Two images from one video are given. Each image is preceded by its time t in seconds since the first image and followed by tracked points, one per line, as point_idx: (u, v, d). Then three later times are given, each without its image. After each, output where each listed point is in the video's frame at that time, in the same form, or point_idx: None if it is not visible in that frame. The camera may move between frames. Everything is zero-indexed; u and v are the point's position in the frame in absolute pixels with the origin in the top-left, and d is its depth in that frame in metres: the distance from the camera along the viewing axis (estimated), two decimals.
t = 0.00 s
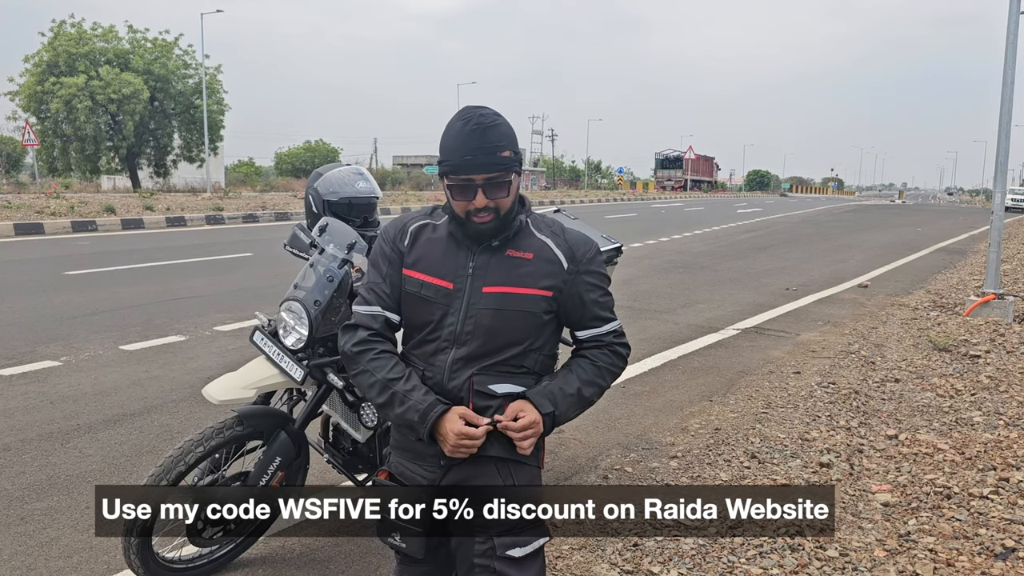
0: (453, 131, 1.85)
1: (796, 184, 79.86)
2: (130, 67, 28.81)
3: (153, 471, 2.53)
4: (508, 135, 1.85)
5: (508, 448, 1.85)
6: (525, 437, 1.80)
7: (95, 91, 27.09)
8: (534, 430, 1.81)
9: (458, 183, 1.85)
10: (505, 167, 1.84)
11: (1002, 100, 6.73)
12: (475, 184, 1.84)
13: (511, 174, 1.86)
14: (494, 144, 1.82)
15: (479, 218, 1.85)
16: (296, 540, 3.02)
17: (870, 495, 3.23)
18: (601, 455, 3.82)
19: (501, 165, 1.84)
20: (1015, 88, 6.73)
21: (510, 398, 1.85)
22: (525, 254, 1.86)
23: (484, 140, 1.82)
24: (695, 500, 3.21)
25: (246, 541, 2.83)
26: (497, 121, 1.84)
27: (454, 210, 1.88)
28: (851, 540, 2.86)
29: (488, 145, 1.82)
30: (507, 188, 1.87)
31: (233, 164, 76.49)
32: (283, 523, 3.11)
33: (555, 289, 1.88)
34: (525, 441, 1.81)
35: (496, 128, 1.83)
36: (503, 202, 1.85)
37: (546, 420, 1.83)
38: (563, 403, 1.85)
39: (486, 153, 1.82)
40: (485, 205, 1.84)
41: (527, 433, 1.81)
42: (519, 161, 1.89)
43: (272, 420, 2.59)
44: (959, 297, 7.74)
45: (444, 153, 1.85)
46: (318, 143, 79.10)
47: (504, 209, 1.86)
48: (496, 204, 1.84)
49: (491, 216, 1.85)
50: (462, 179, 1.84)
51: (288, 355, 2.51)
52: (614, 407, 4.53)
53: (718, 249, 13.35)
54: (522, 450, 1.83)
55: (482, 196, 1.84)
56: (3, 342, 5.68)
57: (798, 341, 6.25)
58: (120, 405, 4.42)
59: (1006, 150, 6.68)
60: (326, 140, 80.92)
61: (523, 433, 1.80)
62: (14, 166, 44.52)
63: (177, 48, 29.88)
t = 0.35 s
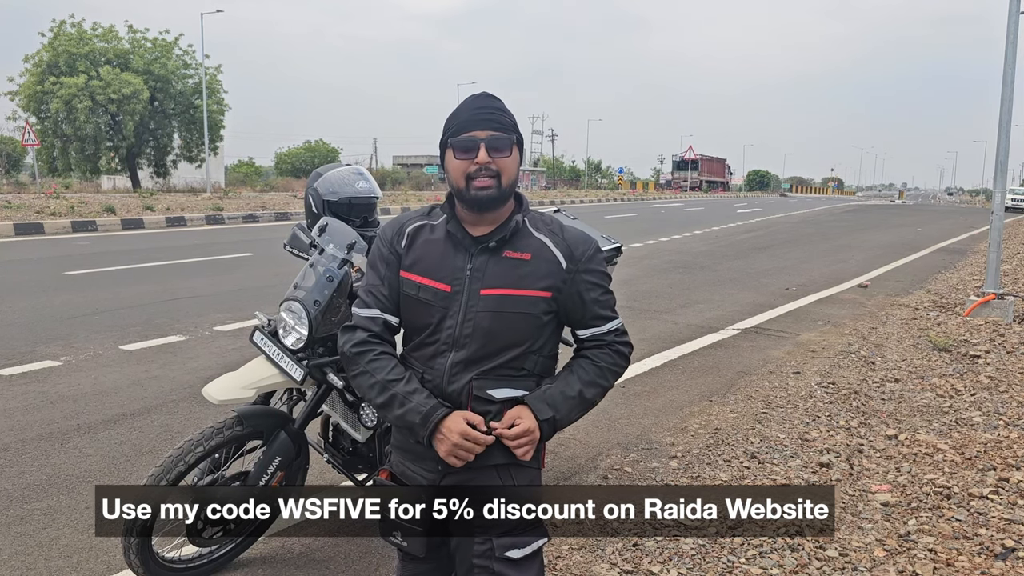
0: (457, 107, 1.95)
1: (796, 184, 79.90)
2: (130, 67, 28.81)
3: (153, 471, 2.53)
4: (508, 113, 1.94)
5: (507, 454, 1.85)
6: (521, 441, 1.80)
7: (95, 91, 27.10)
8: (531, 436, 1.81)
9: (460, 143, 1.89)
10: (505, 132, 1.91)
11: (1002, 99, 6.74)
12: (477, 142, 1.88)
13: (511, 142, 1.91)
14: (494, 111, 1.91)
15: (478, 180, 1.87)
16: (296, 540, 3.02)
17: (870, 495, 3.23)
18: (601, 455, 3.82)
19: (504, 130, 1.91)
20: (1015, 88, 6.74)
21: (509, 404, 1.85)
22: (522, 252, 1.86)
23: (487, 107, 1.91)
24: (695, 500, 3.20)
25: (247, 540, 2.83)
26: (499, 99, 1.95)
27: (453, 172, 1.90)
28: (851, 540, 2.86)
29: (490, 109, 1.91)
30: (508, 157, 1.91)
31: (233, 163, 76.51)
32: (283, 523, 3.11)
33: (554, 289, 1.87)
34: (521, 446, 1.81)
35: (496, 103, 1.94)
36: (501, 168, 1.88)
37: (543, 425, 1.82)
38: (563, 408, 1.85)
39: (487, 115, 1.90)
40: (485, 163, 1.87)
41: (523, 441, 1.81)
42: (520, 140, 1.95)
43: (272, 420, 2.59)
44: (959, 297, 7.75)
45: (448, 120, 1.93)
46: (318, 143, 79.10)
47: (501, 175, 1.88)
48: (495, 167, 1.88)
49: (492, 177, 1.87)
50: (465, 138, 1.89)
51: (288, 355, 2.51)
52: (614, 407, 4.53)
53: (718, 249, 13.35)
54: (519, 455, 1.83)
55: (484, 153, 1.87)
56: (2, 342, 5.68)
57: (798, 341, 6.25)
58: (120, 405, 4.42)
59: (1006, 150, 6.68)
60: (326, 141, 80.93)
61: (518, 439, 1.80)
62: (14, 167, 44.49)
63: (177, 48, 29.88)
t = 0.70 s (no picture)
0: (463, 105, 1.94)
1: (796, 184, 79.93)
2: (130, 68, 28.83)
3: (153, 471, 2.53)
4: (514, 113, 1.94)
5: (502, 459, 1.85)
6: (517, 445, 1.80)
7: (95, 91, 27.10)
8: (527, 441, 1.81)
9: (464, 143, 1.88)
10: (509, 133, 1.90)
11: (1002, 100, 6.73)
12: (481, 143, 1.88)
13: (515, 145, 1.90)
14: (498, 109, 1.91)
15: (480, 179, 1.87)
16: (296, 540, 3.02)
17: (870, 495, 3.23)
18: (601, 455, 3.82)
19: (509, 131, 1.90)
20: (1015, 89, 6.74)
21: (507, 408, 1.85)
22: (522, 253, 1.86)
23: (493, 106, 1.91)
24: (695, 500, 3.20)
25: (247, 541, 2.83)
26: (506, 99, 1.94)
27: (455, 172, 1.90)
28: (851, 540, 2.86)
29: (495, 108, 1.91)
30: (512, 157, 1.91)
31: (233, 163, 76.51)
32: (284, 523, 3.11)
33: (555, 291, 1.87)
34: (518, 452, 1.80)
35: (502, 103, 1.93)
36: (502, 167, 1.88)
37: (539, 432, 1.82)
38: (562, 414, 1.85)
39: (491, 114, 1.90)
40: (487, 163, 1.87)
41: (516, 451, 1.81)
42: (524, 140, 1.94)
43: (272, 420, 2.59)
44: (959, 297, 7.75)
45: (453, 118, 1.93)
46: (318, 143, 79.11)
47: (502, 175, 1.88)
48: (496, 166, 1.87)
49: (494, 178, 1.87)
50: (469, 138, 1.89)
51: (288, 355, 2.51)
52: (615, 407, 4.53)
53: (718, 249, 13.35)
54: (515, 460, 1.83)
55: (486, 153, 1.87)
56: (2, 342, 5.68)
57: (798, 341, 6.25)
58: (120, 405, 4.42)
59: (1006, 150, 6.68)
60: (326, 140, 80.94)
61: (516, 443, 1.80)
62: (14, 167, 44.51)
63: (177, 48, 29.88)
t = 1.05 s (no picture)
0: (469, 107, 1.94)
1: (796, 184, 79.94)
2: (130, 68, 28.83)
3: (153, 471, 2.53)
4: (520, 117, 1.94)
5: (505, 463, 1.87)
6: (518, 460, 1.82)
7: (95, 91, 27.10)
8: (528, 455, 1.82)
9: (470, 147, 1.88)
10: (515, 136, 1.90)
11: (1002, 100, 6.74)
12: (488, 147, 1.88)
13: (521, 149, 1.90)
14: (505, 113, 1.91)
15: (486, 183, 1.86)
16: (296, 540, 3.01)
17: (870, 495, 3.23)
18: (601, 455, 3.82)
19: (515, 135, 1.90)
20: (1015, 88, 6.73)
21: (510, 414, 1.85)
22: (528, 259, 1.86)
23: (499, 109, 1.91)
24: (695, 500, 3.21)
25: (246, 541, 2.83)
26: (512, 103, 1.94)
27: (461, 175, 1.89)
28: (851, 540, 2.86)
29: (501, 112, 1.90)
30: (518, 161, 1.91)
31: (234, 163, 76.52)
32: (284, 523, 3.12)
33: (560, 297, 1.88)
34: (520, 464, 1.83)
35: (508, 107, 1.93)
36: (509, 172, 1.88)
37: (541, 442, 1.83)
38: (564, 423, 1.86)
39: (496, 118, 1.89)
40: (493, 167, 1.87)
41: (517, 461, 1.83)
42: (530, 143, 1.94)
43: (272, 420, 2.59)
44: (959, 297, 7.75)
45: (458, 120, 1.92)
46: (317, 143, 79.10)
47: (508, 180, 1.87)
48: (503, 170, 1.87)
49: (500, 183, 1.87)
50: (476, 142, 1.88)
51: (288, 355, 2.51)
52: (615, 407, 4.53)
53: (718, 249, 13.36)
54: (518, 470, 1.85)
55: (493, 157, 1.87)
56: (2, 342, 5.68)
57: (798, 341, 6.25)
58: (120, 405, 4.42)
59: (1006, 150, 6.68)
60: (326, 140, 80.95)
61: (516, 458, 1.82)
62: (14, 167, 44.52)
63: (177, 48, 29.88)
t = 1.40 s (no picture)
0: (473, 105, 1.94)
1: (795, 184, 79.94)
2: (130, 68, 28.84)
3: (153, 471, 2.53)
4: (525, 118, 1.94)
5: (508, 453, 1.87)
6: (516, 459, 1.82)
7: (95, 91, 27.09)
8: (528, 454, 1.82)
9: (474, 145, 1.88)
10: (519, 135, 1.90)
11: (1002, 100, 6.73)
12: (491, 145, 1.88)
13: (525, 150, 1.90)
14: (509, 112, 1.90)
15: (490, 182, 1.86)
16: (296, 540, 3.01)
17: (870, 495, 3.23)
18: (601, 455, 3.82)
19: (518, 134, 1.90)
20: (1015, 88, 6.73)
21: (510, 415, 1.86)
22: (529, 259, 1.86)
23: (504, 109, 1.91)
24: (695, 501, 3.21)
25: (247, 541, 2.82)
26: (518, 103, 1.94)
27: (463, 173, 1.89)
28: (851, 541, 2.86)
29: (506, 111, 1.90)
30: (521, 160, 1.91)
31: (234, 163, 76.53)
32: (284, 522, 3.12)
33: (561, 297, 1.88)
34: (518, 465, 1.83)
35: (513, 108, 1.92)
36: (512, 173, 1.88)
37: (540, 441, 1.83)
38: (565, 423, 1.86)
39: (500, 117, 1.89)
40: (496, 166, 1.87)
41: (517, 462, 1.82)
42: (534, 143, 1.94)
43: (272, 420, 2.59)
44: (959, 297, 7.75)
45: (462, 118, 1.92)
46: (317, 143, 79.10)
47: (511, 179, 1.87)
48: (505, 170, 1.87)
49: (502, 181, 1.87)
50: (479, 140, 1.88)
51: (288, 355, 2.51)
52: (615, 407, 4.53)
53: (718, 249, 13.35)
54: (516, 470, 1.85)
55: (495, 155, 1.87)
56: (2, 342, 5.68)
57: (798, 341, 6.25)
58: (120, 405, 4.42)
59: (1006, 150, 6.68)
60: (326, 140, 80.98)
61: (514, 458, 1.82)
62: (14, 167, 44.57)
63: (176, 48, 29.87)
